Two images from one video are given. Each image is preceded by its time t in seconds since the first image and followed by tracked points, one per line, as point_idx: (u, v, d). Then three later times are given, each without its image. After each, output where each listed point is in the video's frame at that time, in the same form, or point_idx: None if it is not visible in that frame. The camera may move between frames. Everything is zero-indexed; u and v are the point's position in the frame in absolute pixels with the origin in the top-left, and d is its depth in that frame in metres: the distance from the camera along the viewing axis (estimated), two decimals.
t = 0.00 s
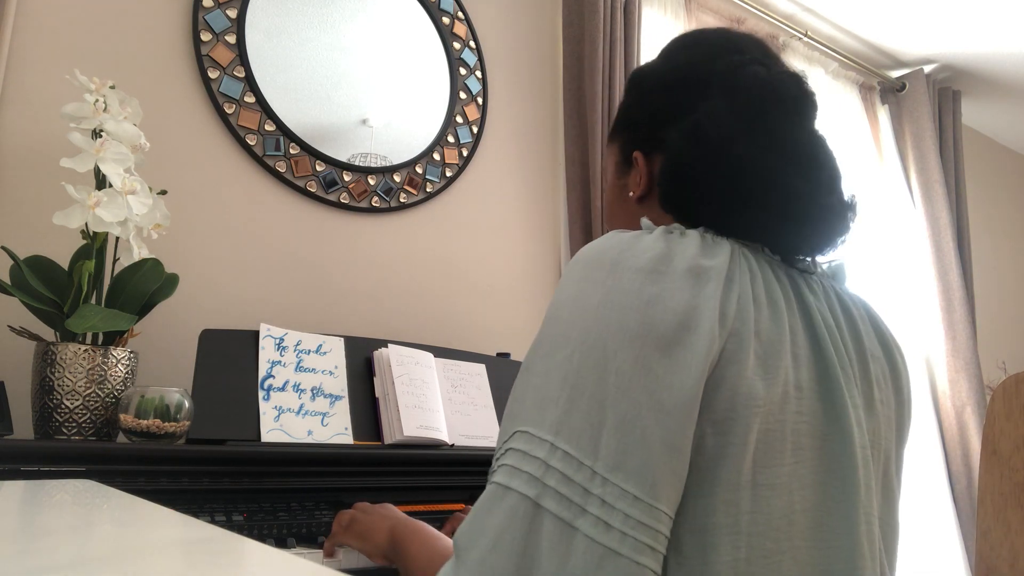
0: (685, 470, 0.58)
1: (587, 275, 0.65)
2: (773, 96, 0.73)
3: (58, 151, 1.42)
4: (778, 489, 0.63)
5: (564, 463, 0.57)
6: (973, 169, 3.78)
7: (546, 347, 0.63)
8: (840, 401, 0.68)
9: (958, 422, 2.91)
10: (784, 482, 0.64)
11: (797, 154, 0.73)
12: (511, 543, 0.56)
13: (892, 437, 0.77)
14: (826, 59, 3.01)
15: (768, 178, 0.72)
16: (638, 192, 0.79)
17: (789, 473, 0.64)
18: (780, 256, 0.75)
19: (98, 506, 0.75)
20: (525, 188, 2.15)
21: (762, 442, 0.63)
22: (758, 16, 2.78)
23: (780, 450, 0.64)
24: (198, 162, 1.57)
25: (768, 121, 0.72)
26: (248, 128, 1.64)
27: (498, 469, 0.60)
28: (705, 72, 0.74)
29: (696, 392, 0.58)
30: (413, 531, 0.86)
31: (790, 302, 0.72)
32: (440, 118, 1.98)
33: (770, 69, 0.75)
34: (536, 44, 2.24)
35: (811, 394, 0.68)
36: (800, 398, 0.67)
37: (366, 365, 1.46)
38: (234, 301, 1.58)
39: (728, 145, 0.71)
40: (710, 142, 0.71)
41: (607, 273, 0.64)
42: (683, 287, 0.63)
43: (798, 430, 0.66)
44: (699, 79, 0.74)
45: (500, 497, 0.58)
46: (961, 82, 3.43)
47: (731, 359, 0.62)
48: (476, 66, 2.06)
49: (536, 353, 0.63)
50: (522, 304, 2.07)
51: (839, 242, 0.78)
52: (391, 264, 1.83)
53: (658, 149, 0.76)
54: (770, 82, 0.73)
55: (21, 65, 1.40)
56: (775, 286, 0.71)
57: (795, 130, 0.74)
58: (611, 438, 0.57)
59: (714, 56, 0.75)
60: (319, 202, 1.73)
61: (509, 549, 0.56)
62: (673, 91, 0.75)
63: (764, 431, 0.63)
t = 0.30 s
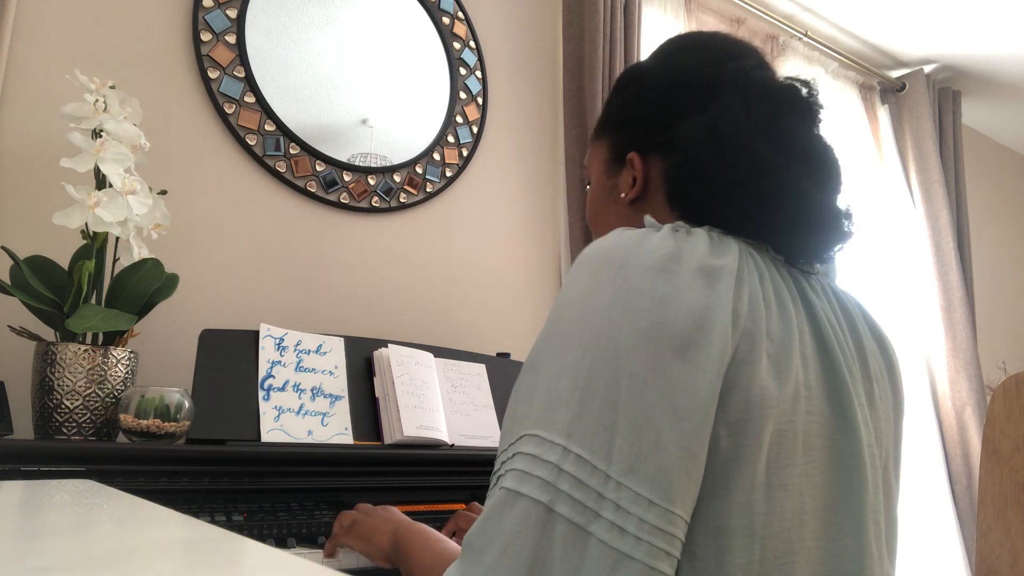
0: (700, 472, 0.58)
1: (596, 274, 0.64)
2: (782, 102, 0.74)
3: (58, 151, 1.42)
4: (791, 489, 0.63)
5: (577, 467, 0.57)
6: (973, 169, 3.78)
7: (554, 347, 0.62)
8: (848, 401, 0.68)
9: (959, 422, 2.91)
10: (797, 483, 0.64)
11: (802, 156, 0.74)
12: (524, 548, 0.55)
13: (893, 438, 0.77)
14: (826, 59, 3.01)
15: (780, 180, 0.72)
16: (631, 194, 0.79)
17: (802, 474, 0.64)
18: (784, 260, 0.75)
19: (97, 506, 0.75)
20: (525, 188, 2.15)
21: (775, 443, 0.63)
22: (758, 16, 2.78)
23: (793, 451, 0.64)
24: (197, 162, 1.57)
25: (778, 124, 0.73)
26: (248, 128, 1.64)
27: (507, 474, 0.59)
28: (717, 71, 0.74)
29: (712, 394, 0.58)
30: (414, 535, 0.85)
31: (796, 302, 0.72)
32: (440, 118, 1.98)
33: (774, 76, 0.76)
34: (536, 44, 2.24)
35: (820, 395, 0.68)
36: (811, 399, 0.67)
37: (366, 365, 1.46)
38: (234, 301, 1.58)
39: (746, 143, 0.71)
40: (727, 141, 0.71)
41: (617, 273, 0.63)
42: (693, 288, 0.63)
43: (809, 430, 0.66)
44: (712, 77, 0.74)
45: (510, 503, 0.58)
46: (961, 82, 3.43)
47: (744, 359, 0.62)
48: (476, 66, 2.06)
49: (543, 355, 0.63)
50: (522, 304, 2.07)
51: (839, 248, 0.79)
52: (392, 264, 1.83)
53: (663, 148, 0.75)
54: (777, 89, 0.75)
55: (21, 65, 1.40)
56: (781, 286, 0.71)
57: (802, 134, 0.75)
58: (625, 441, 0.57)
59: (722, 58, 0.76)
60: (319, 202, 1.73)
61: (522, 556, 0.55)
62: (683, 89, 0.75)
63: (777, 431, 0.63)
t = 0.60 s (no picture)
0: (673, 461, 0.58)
1: (569, 264, 0.65)
2: (776, 106, 0.74)
3: (58, 151, 1.42)
4: (773, 481, 0.63)
5: (549, 451, 0.57)
6: (973, 169, 3.78)
7: (529, 338, 0.63)
8: (829, 393, 0.68)
9: (959, 422, 2.92)
10: (777, 475, 0.63)
11: (789, 164, 0.74)
12: (498, 531, 0.56)
13: (882, 432, 0.77)
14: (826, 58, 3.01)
15: (763, 187, 0.73)
16: (624, 197, 0.79)
17: (783, 465, 0.64)
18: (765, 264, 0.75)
19: (98, 506, 0.75)
20: (525, 187, 2.15)
21: (751, 434, 0.63)
22: (758, 16, 2.78)
23: (773, 442, 0.64)
24: (197, 162, 1.57)
25: (768, 129, 0.73)
26: (248, 128, 1.64)
27: (485, 458, 0.60)
28: (710, 75, 0.74)
29: (679, 380, 0.58)
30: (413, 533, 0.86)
31: (772, 295, 0.72)
32: (439, 118, 1.98)
33: (770, 80, 0.76)
34: (536, 44, 2.24)
35: (798, 386, 0.68)
36: (788, 390, 0.67)
37: (366, 365, 1.46)
38: (234, 301, 1.58)
39: (729, 150, 0.72)
40: (712, 147, 0.72)
41: (588, 262, 0.64)
42: (662, 278, 0.63)
43: (789, 422, 0.66)
44: (703, 81, 0.74)
45: (487, 486, 0.58)
46: (961, 82, 3.43)
47: (715, 349, 0.62)
48: (476, 66, 2.06)
49: (521, 345, 0.63)
50: (522, 304, 2.07)
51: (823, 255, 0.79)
52: (391, 264, 1.83)
53: (651, 151, 0.76)
54: (773, 92, 0.75)
55: (21, 65, 1.40)
56: (756, 279, 0.71)
57: (792, 140, 0.75)
58: (595, 424, 0.58)
59: (716, 61, 0.76)
60: (318, 202, 1.73)
61: (498, 539, 0.56)
62: (675, 91, 0.75)
63: (751, 422, 0.63)
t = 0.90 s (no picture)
0: (672, 462, 0.58)
1: (566, 267, 0.65)
2: (770, 105, 0.74)
3: (58, 151, 1.42)
4: (771, 481, 0.63)
5: (548, 453, 0.57)
6: (973, 169, 3.78)
7: (527, 340, 0.63)
8: (825, 392, 0.68)
9: (959, 422, 2.91)
10: (775, 474, 0.63)
11: (784, 162, 0.74)
12: (498, 534, 0.56)
13: (879, 430, 0.77)
14: (826, 58, 3.01)
15: (758, 186, 0.73)
16: (620, 197, 0.79)
17: (780, 465, 0.64)
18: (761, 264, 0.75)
19: (98, 506, 0.75)
20: (525, 187, 2.15)
21: (749, 433, 0.63)
22: (758, 16, 2.78)
23: (770, 442, 0.64)
24: (196, 162, 1.57)
25: (762, 129, 0.73)
26: (248, 128, 1.64)
27: (483, 461, 0.60)
28: (703, 75, 0.74)
29: (675, 380, 0.58)
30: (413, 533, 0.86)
31: (768, 295, 0.72)
32: (439, 118, 1.98)
33: (763, 79, 0.76)
34: (536, 44, 2.24)
35: (795, 386, 0.68)
36: (785, 390, 0.67)
37: (366, 365, 1.46)
38: (234, 301, 1.58)
39: (723, 151, 0.72)
40: (706, 147, 0.72)
41: (584, 264, 0.64)
42: (659, 277, 0.63)
43: (786, 422, 0.66)
44: (696, 82, 0.74)
45: (485, 489, 0.58)
46: (961, 82, 3.43)
47: (712, 349, 0.62)
48: (476, 66, 2.06)
49: (518, 348, 0.63)
50: (521, 303, 2.07)
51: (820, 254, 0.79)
52: (391, 264, 1.83)
53: (646, 153, 0.76)
54: (767, 90, 0.74)
55: (21, 65, 1.40)
56: (752, 279, 0.71)
57: (786, 139, 0.75)
58: (593, 426, 0.58)
59: (709, 60, 0.76)
60: (318, 202, 1.73)
61: (498, 541, 0.56)
62: (669, 92, 0.75)
63: (749, 422, 0.63)
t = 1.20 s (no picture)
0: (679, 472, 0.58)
1: (573, 274, 0.65)
2: (751, 89, 0.74)
3: (58, 151, 1.42)
4: (774, 488, 0.63)
5: (554, 465, 0.57)
6: (973, 169, 3.78)
7: (532, 347, 0.63)
8: (831, 398, 0.68)
9: (959, 422, 2.92)
10: (779, 481, 0.64)
11: (772, 142, 0.75)
12: (503, 546, 0.56)
13: (881, 432, 0.77)
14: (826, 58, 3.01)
15: (752, 170, 0.73)
16: (614, 193, 0.79)
17: (784, 471, 0.64)
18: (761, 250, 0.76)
19: (98, 506, 0.75)
20: (525, 187, 2.15)
21: (755, 442, 0.63)
22: (758, 17, 2.78)
23: (775, 450, 0.64)
24: (196, 162, 1.57)
25: (748, 111, 0.74)
26: (248, 128, 1.64)
27: (487, 473, 0.60)
28: (683, 65, 0.75)
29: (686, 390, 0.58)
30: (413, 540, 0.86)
31: (775, 299, 0.72)
32: (439, 118, 1.98)
33: (741, 60, 0.76)
34: (536, 44, 2.24)
35: (801, 391, 0.68)
36: (791, 396, 0.67)
37: (366, 365, 1.46)
38: (234, 301, 1.58)
39: (713, 137, 0.72)
40: (695, 138, 0.72)
41: (592, 272, 0.64)
42: (668, 285, 0.63)
43: (791, 428, 0.66)
44: (677, 72, 0.74)
45: (490, 501, 0.58)
46: (961, 82, 3.43)
47: (720, 357, 0.62)
48: (476, 66, 2.06)
49: (523, 356, 0.63)
50: (521, 303, 2.07)
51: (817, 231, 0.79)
52: (391, 264, 1.83)
53: (636, 147, 0.76)
54: (746, 73, 0.75)
55: (21, 65, 1.40)
56: (759, 281, 0.71)
57: (771, 119, 0.75)
58: (602, 438, 0.58)
59: (687, 48, 0.76)
60: (319, 202, 1.73)
61: (503, 553, 0.56)
62: (651, 85, 0.75)
63: (756, 430, 0.63)
